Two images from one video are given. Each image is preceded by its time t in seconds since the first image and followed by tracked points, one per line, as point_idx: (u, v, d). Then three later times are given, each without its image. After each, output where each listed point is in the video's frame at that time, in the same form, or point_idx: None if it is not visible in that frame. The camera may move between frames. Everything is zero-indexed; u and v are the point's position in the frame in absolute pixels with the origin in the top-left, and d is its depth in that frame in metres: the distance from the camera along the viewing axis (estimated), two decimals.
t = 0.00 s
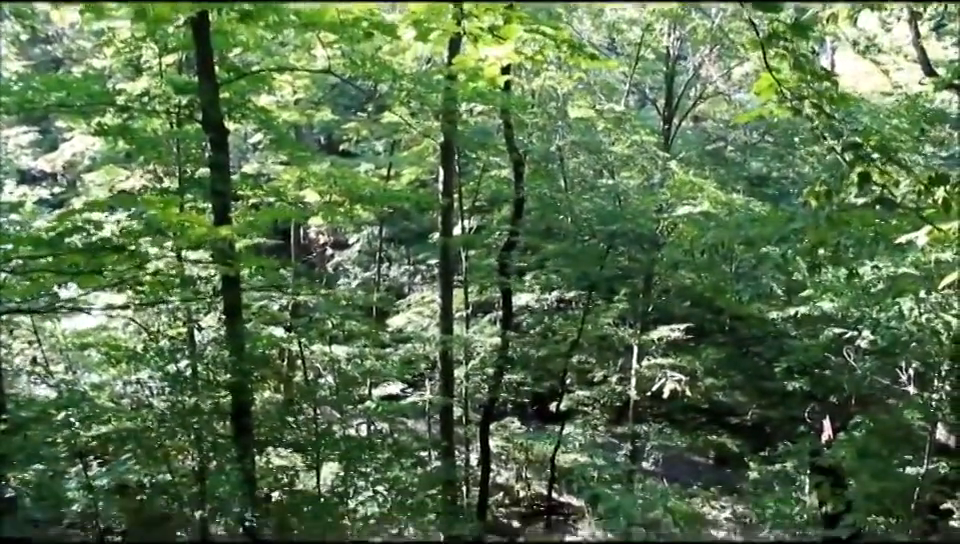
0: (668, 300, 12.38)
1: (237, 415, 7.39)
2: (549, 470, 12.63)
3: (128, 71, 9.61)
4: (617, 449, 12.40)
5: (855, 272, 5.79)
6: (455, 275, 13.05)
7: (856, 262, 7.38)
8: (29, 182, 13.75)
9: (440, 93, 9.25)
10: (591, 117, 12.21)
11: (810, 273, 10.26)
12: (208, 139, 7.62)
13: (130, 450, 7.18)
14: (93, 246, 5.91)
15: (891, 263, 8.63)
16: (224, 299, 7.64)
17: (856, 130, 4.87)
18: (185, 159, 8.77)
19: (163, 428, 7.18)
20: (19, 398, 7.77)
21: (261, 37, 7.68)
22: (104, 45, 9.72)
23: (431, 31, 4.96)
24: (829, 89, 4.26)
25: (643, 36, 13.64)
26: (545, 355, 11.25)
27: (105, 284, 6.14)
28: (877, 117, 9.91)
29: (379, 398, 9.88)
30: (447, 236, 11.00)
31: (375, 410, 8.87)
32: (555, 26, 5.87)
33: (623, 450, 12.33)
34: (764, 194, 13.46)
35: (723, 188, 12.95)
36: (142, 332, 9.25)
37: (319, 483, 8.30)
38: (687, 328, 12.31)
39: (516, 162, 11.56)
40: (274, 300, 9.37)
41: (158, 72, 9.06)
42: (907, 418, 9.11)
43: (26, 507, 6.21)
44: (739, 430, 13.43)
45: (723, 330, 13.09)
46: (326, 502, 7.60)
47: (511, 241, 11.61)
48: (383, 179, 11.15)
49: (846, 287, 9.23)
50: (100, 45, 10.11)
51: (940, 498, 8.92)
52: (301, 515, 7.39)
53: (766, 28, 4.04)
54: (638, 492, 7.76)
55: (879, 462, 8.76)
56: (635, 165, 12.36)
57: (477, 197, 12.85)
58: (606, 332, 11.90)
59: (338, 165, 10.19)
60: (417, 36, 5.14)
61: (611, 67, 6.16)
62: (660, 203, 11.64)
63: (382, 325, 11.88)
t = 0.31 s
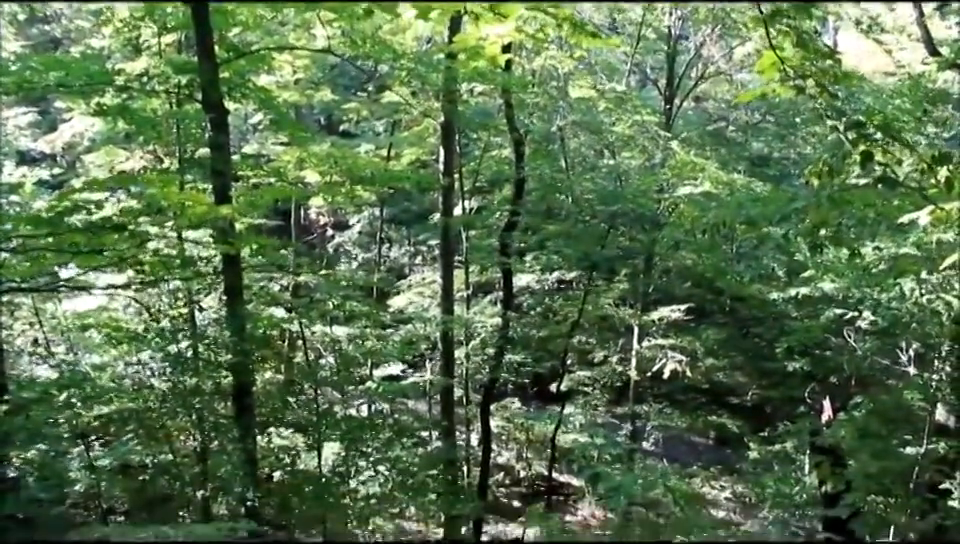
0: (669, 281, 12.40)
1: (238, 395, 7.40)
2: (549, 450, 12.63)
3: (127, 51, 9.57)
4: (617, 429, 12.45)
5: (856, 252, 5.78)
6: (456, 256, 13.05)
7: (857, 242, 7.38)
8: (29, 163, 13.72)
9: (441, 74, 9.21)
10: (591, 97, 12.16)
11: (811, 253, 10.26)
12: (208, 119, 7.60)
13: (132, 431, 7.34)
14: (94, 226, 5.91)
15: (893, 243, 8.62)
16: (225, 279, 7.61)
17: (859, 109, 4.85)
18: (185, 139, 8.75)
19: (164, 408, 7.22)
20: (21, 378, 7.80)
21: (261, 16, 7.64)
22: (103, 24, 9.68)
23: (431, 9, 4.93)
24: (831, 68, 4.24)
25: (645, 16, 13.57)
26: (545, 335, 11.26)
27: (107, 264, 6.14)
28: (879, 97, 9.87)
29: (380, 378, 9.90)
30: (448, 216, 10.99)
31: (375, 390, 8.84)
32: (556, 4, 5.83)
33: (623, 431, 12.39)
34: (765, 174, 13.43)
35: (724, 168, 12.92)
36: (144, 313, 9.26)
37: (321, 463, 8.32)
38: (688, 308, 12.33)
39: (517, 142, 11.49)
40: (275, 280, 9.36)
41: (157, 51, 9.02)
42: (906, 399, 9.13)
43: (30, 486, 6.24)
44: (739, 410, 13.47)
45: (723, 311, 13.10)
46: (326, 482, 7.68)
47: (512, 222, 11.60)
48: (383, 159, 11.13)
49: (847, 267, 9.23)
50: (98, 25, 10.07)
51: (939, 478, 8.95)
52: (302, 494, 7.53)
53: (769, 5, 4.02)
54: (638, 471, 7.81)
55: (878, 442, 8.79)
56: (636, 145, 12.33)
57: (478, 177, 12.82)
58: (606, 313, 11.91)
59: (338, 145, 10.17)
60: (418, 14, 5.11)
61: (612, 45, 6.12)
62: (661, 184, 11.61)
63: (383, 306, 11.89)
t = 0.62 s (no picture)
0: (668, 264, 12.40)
1: (238, 379, 7.38)
2: (550, 436, 12.36)
3: (126, 33, 9.53)
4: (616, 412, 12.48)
5: (857, 235, 5.77)
6: (456, 239, 13.03)
7: (857, 226, 7.37)
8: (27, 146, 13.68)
9: (440, 56, 9.17)
10: (591, 80, 12.12)
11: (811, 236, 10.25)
12: (207, 101, 7.57)
13: (132, 414, 7.35)
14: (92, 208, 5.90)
15: (893, 227, 8.62)
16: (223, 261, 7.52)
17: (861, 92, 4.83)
18: (184, 122, 8.73)
19: (165, 391, 7.26)
20: (21, 362, 7.79)
21: None
22: (101, 6, 9.63)
23: None
24: (833, 51, 4.23)
25: None
26: (544, 319, 11.27)
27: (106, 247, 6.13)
28: (881, 79, 9.84)
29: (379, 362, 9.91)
30: (447, 199, 10.95)
31: (375, 374, 8.56)
32: None
33: (622, 414, 12.40)
34: (766, 158, 13.40)
35: (724, 151, 12.90)
36: (143, 296, 9.25)
37: (320, 446, 8.40)
38: (687, 292, 12.34)
39: (516, 123, 11.09)
40: (275, 263, 9.33)
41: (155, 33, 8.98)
42: (905, 382, 9.14)
43: (30, 469, 6.24)
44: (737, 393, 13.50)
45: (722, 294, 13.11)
46: (325, 466, 7.84)
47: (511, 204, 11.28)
48: (383, 142, 11.10)
49: (847, 250, 9.23)
50: (97, 7, 10.02)
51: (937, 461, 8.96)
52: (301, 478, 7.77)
53: None
54: (637, 454, 7.83)
55: (876, 424, 8.81)
56: (636, 128, 12.29)
57: (478, 160, 12.79)
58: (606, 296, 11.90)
59: (338, 128, 10.13)
60: None
61: (614, 27, 6.10)
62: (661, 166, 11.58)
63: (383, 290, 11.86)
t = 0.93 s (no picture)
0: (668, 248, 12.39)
1: (239, 359, 7.33)
2: (548, 419, 12.41)
3: (125, 12, 9.49)
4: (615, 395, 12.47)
5: (857, 219, 5.76)
6: (456, 221, 13.02)
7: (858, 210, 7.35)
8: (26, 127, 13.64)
9: (441, 37, 9.12)
10: (592, 62, 12.07)
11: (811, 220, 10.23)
12: (207, 81, 7.53)
13: (131, 395, 7.37)
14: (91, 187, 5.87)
15: (894, 211, 8.60)
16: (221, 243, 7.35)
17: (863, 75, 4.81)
18: (183, 103, 8.70)
19: (164, 373, 7.28)
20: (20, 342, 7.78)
21: None
22: None
23: None
24: (836, 32, 4.20)
25: None
26: (544, 302, 11.29)
27: (105, 227, 6.11)
28: (883, 63, 9.80)
29: (379, 343, 9.93)
30: (447, 182, 10.91)
31: (374, 356, 8.66)
32: None
33: (621, 397, 12.42)
34: (766, 141, 13.35)
35: (725, 134, 12.86)
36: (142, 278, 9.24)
37: (319, 427, 8.39)
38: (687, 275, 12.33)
39: (516, 105, 11.03)
40: (275, 244, 9.30)
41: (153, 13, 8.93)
42: (904, 367, 9.14)
43: (30, 449, 6.25)
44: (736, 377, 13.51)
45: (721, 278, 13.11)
46: (324, 447, 7.93)
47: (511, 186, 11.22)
48: (382, 124, 11.07)
49: (847, 235, 9.21)
50: None
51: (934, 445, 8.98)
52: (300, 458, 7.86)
53: None
54: (636, 437, 7.84)
55: (875, 409, 8.82)
56: (637, 111, 12.25)
57: (478, 143, 12.76)
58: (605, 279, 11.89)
59: (338, 109, 10.10)
60: None
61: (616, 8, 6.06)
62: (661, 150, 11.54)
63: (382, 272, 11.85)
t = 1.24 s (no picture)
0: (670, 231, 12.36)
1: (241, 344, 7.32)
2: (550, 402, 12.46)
3: None
4: (618, 378, 12.46)
5: (861, 202, 5.72)
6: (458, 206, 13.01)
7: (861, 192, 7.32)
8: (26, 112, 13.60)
9: (443, 20, 9.07)
10: (595, 46, 12.01)
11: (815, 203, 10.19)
12: (208, 65, 7.49)
13: (134, 379, 7.35)
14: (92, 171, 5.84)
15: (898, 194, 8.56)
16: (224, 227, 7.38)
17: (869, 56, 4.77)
18: (185, 87, 8.67)
19: (167, 357, 7.30)
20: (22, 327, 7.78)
21: None
22: None
23: None
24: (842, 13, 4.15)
25: None
26: (546, 286, 11.26)
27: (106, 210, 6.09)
28: (889, 45, 9.73)
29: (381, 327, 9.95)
30: (449, 165, 10.87)
31: (377, 339, 8.59)
32: None
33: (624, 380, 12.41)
34: (769, 125, 13.29)
35: (728, 117, 12.80)
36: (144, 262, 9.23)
37: (321, 412, 8.37)
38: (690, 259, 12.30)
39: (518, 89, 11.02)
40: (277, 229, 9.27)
41: None
42: (907, 350, 9.11)
43: (33, 433, 6.25)
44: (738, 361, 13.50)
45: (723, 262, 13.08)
46: (328, 431, 7.94)
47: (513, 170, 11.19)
48: (384, 108, 11.03)
49: (851, 218, 9.17)
50: None
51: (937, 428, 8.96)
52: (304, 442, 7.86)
53: None
54: (639, 420, 7.83)
55: (877, 392, 8.82)
56: (640, 94, 12.20)
57: (480, 126, 12.72)
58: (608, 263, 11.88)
59: (339, 93, 10.06)
60: None
61: None
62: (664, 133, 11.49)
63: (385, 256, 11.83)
